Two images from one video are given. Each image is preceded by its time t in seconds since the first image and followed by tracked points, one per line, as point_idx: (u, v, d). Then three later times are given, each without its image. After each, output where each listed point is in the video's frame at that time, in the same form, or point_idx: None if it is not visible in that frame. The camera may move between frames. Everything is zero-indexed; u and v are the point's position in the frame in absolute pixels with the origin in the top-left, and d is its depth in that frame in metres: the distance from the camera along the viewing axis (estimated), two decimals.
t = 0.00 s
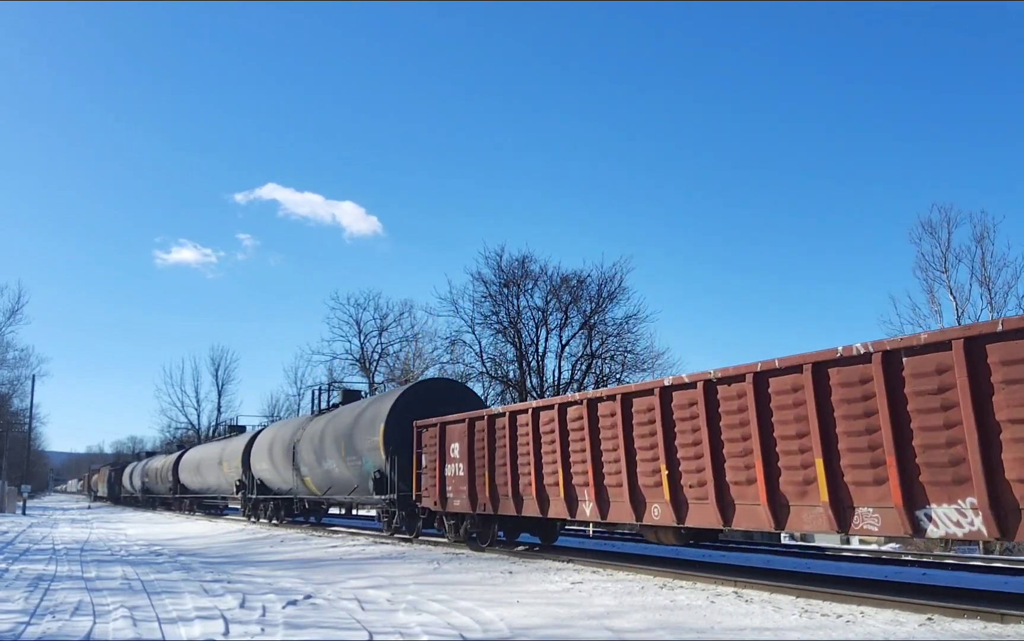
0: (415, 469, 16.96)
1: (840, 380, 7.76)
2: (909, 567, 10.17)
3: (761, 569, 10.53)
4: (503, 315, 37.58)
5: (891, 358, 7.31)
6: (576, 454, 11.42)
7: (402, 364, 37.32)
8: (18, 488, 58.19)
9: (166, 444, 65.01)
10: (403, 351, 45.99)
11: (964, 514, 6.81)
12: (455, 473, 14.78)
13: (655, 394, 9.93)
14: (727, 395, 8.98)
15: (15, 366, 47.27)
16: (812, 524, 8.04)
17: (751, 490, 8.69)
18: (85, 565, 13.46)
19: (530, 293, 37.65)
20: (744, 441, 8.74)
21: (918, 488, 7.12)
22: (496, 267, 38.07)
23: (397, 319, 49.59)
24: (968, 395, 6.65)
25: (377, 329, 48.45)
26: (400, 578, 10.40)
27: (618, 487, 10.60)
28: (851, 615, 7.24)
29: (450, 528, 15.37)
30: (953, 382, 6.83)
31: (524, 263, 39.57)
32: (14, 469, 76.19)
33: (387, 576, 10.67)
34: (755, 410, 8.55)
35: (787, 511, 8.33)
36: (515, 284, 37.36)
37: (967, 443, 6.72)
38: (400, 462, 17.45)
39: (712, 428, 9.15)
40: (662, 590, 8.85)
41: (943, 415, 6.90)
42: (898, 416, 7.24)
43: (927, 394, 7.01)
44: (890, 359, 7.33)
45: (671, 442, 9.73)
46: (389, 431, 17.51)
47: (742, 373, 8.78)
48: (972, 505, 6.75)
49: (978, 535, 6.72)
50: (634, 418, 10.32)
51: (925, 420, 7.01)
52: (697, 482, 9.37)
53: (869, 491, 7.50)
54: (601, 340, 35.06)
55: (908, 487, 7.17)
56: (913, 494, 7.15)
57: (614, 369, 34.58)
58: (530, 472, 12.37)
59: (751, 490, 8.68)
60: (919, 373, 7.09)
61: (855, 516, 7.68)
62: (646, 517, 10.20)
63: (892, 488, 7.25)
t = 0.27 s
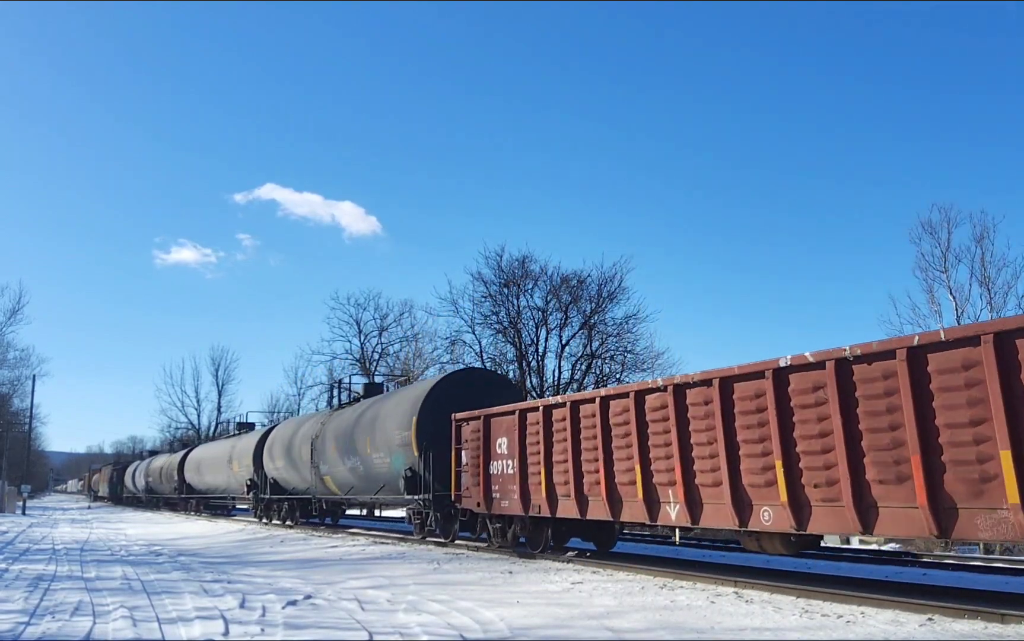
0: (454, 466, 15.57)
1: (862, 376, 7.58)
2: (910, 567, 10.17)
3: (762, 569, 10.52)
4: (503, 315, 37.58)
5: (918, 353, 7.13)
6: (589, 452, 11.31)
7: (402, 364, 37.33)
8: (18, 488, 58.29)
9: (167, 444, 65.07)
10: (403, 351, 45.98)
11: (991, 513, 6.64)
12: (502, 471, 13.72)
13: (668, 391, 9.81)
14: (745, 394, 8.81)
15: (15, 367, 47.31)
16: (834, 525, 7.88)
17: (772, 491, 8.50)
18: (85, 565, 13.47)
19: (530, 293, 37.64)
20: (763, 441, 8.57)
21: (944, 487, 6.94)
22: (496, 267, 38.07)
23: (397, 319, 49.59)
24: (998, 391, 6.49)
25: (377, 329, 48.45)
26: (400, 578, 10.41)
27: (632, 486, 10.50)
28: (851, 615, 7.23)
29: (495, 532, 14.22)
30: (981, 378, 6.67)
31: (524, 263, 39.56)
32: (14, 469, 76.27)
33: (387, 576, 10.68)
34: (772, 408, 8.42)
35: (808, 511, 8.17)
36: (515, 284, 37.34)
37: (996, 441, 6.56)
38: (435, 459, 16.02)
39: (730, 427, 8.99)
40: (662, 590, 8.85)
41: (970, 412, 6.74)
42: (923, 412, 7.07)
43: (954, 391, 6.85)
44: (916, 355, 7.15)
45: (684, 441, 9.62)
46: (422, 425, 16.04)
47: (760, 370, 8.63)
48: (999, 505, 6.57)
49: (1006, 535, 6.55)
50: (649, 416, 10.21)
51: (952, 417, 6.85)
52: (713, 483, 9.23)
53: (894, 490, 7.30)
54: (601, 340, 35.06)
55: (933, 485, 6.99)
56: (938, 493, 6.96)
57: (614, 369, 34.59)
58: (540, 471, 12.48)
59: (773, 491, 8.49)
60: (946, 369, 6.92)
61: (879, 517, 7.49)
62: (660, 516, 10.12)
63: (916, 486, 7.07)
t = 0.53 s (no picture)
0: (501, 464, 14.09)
1: (888, 374, 7.43)
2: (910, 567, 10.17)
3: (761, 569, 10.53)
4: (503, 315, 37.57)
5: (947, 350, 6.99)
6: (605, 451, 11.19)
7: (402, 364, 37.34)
8: (18, 488, 58.33)
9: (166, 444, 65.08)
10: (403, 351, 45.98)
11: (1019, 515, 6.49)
12: (559, 469, 12.28)
13: (690, 389, 9.66)
14: (763, 392, 8.72)
15: (15, 367, 47.31)
16: (859, 527, 7.70)
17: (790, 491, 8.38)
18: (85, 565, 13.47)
19: (530, 293, 37.62)
20: (782, 439, 8.46)
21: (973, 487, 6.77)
22: (496, 267, 38.05)
23: (397, 319, 49.58)
24: None
25: (376, 329, 48.44)
26: (400, 578, 10.42)
27: (647, 485, 10.36)
28: (851, 615, 7.24)
29: (552, 536, 12.72)
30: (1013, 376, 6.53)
31: (524, 263, 39.55)
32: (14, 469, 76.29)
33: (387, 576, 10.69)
34: (796, 406, 8.26)
35: (831, 512, 7.99)
36: (515, 284, 37.32)
37: None
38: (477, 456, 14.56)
39: (747, 427, 8.90)
40: (662, 590, 8.85)
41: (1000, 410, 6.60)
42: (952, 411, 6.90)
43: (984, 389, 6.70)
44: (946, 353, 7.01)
45: (703, 440, 9.50)
46: (462, 417, 14.52)
47: (784, 367, 8.46)
48: None
49: None
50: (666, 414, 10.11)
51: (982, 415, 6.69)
52: (733, 482, 9.08)
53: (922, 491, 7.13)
54: (601, 340, 35.05)
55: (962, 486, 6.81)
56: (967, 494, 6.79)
57: (614, 369, 34.60)
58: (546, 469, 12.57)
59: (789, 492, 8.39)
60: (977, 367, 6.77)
61: (902, 518, 7.34)
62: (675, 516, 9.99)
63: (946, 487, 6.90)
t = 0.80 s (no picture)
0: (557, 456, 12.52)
1: (915, 369, 7.17)
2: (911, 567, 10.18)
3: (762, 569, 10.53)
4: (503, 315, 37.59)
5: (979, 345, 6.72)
6: (655, 446, 10.32)
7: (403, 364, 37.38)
8: (19, 488, 58.48)
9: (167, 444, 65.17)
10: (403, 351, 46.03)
11: None
12: (634, 467, 10.72)
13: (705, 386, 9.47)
14: (785, 387, 8.49)
15: (16, 367, 47.42)
16: (883, 527, 7.47)
17: (813, 490, 8.16)
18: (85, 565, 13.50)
19: (530, 293, 37.61)
20: (804, 436, 8.25)
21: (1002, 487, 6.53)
22: (496, 267, 38.06)
23: (397, 318, 49.60)
24: None
25: (377, 329, 48.48)
26: (400, 578, 10.44)
27: (661, 485, 10.17)
28: (851, 615, 7.24)
29: (623, 543, 11.11)
30: None
31: (524, 263, 39.56)
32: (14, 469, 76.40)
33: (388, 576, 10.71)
34: (819, 401, 8.01)
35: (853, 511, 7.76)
36: (515, 284, 37.31)
37: None
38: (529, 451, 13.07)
39: (767, 424, 8.70)
40: (662, 590, 8.86)
41: None
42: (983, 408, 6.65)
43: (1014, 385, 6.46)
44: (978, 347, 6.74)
45: (721, 437, 9.29)
46: (508, 412, 13.17)
47: (806, 361, 8.24)
48: None
49: None
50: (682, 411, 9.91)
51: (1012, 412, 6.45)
52: (750, 481, 8.88)
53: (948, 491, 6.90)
54: (601, 340, 35.06)
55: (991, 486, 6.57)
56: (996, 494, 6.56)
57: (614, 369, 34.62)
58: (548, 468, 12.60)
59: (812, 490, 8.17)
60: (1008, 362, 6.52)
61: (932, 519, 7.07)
62: (686, 515, 9.80)
63: (975, 487, 6.65)
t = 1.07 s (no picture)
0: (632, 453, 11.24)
1: (945, 365, 7.13)
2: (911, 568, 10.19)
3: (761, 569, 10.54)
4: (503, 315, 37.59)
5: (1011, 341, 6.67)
6: (764, 440, 9.03)
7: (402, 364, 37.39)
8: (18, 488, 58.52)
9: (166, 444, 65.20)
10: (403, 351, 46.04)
11: None
12: (735, 464, 9.40)
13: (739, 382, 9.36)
14: (809, 383, 8.48)
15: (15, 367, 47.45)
16: (908, 525, 7.41)
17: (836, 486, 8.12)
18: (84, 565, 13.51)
19: (530, 294, 37.62)
20: (828, 435, 8.23)
21: None
22: (496, 268, 38.06)
23: (397, 319, 49.59)
24: None
25: (376, 329, 48.47)
26: (400, 578, 10.44)
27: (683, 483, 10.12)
28: (852, 615, 7.24)
29: (718, 552, 9.84)
30: None
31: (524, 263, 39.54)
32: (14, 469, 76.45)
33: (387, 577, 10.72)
34: (843, 397, 8.00)
35: (876, 509, 7.70)
36: (515, 284, 37.30)
37: None
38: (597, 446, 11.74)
39: (790, 422, 8.70)
40: (662, 590, 8.86)
41: None
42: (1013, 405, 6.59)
43: None
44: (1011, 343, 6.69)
45: (745, 433, 9.27)
46: (574, 400, 11.78)
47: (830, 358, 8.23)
48: None
49: None
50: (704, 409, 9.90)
51: None
52: (771, 478, 8.86)
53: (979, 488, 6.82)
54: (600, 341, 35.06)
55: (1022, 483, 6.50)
56: None
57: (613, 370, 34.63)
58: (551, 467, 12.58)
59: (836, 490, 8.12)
60: None
61: (959, 518, 7.01)
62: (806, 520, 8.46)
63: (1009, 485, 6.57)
